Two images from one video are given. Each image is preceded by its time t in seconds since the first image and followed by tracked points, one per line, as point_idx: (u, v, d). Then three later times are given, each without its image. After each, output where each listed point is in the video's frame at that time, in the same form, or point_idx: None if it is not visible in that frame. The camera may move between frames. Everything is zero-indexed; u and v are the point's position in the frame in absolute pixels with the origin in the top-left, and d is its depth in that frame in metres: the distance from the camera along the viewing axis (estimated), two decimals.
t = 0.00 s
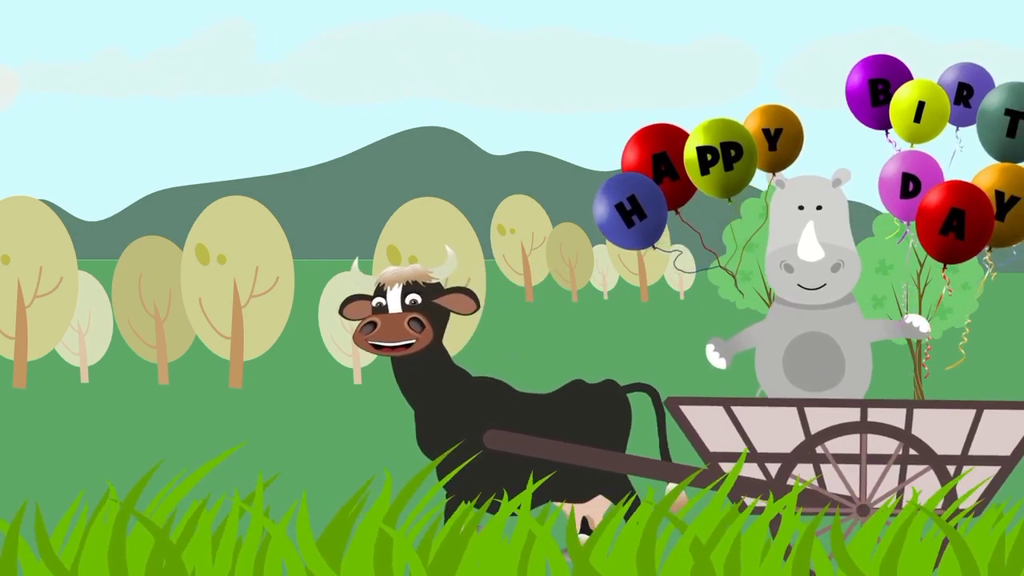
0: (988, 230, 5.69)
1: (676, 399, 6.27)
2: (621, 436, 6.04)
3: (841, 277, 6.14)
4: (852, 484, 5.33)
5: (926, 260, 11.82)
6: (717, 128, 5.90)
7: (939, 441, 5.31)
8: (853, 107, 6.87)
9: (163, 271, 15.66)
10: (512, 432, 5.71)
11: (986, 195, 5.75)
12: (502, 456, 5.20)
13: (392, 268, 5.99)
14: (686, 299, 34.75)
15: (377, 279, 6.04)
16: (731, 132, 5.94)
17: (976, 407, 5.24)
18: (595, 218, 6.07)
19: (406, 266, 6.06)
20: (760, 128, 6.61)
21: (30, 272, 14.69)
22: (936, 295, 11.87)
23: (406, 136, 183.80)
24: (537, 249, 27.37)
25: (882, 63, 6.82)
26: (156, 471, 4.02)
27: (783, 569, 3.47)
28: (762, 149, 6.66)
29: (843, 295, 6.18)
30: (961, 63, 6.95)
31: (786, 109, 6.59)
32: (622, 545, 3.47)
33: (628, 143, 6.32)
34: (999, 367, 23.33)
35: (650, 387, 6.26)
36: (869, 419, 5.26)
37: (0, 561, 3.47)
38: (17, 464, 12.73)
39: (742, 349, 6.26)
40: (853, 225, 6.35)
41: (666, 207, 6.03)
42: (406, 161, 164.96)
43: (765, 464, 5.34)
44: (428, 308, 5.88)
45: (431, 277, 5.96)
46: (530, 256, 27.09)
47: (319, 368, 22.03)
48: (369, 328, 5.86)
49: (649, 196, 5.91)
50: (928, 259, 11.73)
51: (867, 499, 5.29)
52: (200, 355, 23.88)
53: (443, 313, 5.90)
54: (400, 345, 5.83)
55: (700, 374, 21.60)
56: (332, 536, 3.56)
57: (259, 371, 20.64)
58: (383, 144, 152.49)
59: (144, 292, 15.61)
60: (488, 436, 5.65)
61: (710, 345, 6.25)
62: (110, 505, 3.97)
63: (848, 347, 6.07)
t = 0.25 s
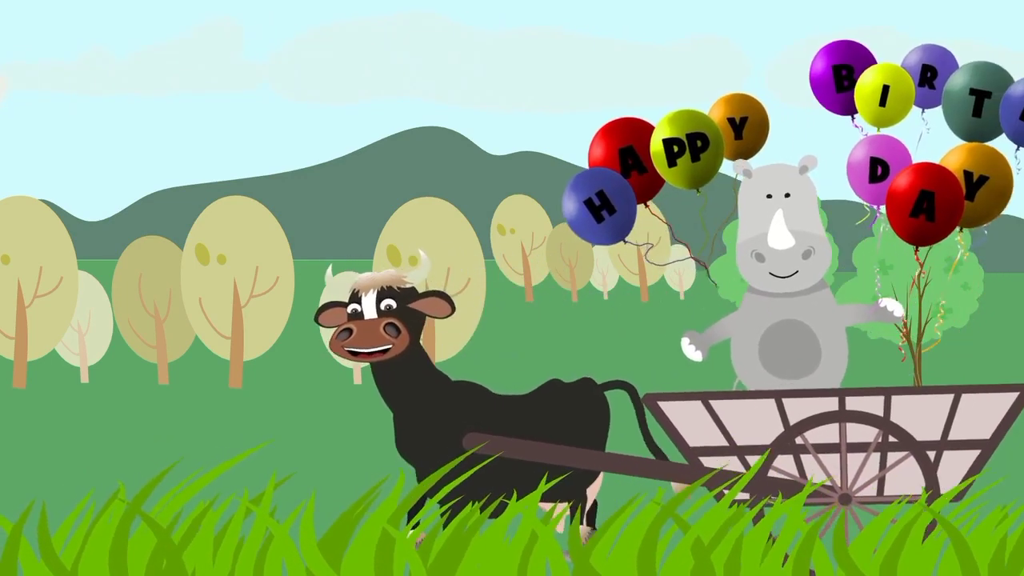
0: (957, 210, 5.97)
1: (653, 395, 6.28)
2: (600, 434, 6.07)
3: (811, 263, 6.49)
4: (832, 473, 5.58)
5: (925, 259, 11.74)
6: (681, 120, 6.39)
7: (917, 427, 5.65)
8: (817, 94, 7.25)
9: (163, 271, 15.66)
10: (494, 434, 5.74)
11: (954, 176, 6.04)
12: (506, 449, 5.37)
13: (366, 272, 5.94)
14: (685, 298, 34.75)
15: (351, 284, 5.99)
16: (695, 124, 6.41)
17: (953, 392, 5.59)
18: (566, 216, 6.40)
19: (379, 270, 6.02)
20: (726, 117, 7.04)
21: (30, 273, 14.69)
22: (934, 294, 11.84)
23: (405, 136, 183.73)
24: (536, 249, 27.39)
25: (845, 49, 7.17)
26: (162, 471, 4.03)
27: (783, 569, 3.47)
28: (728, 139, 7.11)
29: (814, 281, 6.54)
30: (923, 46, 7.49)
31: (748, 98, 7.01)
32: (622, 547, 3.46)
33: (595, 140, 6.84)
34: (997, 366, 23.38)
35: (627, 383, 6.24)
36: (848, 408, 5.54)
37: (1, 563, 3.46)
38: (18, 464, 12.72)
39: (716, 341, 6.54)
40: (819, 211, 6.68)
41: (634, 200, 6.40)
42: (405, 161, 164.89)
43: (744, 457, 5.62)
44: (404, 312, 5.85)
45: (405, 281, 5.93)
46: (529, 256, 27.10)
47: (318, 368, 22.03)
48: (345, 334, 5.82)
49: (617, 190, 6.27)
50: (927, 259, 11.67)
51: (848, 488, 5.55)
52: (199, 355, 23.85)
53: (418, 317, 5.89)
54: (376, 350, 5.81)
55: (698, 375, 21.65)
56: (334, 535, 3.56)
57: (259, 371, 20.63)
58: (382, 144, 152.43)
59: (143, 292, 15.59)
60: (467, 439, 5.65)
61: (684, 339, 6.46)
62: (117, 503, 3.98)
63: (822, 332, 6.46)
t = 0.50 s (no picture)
0: (946, 236, 6.02)
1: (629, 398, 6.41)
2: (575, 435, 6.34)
3: (795, 278, 7.00)
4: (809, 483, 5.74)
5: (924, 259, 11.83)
6: (676, 127, 6.43)
7: (895, 439, 5.79)
8: (814, 113, 7.26)
9: (163, 270, 15.65)
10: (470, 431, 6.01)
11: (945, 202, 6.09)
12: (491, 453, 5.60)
13: (348, 267, 6.20)
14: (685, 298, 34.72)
15: (332, 279, 6.24)
16: (689, 131, 6.44)
17: (931, 405, 5.72)
18: (553, 215, 6.48)
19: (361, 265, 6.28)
20: (719, 127, 7.05)
21: (30, 273, 14.69)
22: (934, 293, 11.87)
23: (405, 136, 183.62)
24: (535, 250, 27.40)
25: (842, 69, 7.17)
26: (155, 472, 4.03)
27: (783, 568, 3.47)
28: (721, 148, 7.09)
29: (798, 296, 7.04)
30: (921, 69, 7.57)
31: (743, 109, 7.01)
32: (621, 546, 3.47)
33: (589, 141, 6.85)
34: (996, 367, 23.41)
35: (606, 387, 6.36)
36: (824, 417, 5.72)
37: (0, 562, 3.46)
38: (17, 464, 12.73)
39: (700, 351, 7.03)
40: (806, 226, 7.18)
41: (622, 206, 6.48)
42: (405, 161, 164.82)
43: (721, 462, 5.89)
44: (385, 307, 6.12)
45: (386, 276, 6.19)
46: (529, 256, 27.11)
47: (318, 368, 22.03)
48: (325, 328, 6.04)
49: (608, 194, 6.35)
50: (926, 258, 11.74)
51: (823, 497, 5.70)
52: (201, 356, 23.82)
53: (399, 312, 6.16)
54: (356, 345, 6.05)
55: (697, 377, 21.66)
56: (331, 537, 3.56)
57: (258, 371, 20.61)
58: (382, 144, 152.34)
59: (144, 291, 15.60)
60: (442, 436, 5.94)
61: (665, 348, 6.86)
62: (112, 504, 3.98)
63: (800, 345, 6.94)
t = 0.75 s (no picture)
0: (915, 214, 5.84)
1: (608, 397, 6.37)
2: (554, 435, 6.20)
3: (766, 264, 6.50)
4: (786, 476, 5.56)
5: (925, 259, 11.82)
6: (639, 117, 6.14)
7: (873, 432, 5.54)
8: (776, 98, 7.08)
9: (163, 270, 15.65)
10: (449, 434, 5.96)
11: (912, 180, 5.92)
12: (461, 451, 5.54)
13: (322, 273, 6.23)
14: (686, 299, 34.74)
15: (306, 285, 6.28)
16: (651, 121, 6.15)
17: (909, 397, 5.47)
18: (521, 211, 6.23)
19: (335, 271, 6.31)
20: (682, 115, 6.70)
21: (30, 273, 14.68)
22: (934, 293, 11.88)
23: (405, 136, 183.70)
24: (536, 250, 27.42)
25: (803, 52, 7.01)
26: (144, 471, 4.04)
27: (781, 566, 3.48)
28: (685, 137, 6.74)
29: (768, 282, 6.53)
30: (884, 49, 7.42)
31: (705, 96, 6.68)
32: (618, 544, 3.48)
33: (553, 136, 6.63)
34: (996, 366, 23.36)
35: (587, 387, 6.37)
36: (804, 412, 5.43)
37: None
38: (16, 464, 12.72)
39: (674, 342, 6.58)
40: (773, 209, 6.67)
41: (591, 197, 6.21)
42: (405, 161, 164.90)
43: (700, 459, 5.57)
44: (358, 313, 6.15)
45: (360, 282, 6.23)
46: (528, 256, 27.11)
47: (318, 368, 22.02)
48: (300, 334, 6.09)
49: (575, 188, 6.08)
50: (927, 259, 11.74)
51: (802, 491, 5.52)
52: (202, 356, 23.84)
53: (373, 318, 6.19)
54: (330, 350, 6.07)
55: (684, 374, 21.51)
56: (327, 536, 3.58)
57: (259, 371, 20.62)
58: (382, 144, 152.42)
59: (144, 291, 15.60)
60: (420, 440, 5.91)
61: (639, 341, 6.49)
62: (98, 506, 3.98)
63: (777, 334, 6.46)
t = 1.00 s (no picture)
0: (902, 237, 5.74)
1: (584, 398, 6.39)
2: (529, 433, 6.18)
3: (750, 276, 6.34)
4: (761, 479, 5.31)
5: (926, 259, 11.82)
6: (630, 121, 6.12)
7: (848, 434, 5.31)
8: (771, 113, 6.97)
9: (163, 271, 15.64)
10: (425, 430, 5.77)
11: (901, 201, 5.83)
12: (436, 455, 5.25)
13: (300, 269, 6.00)
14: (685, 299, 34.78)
15: (284, 280, 6.02)
16: (643, 125, 6.14)
17: (885, 400, 5.21)
18: (508, 211, 6.16)
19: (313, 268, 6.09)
20: (674, 122, 6.68)
21: (30, 273, 14.68)
22: (935, 293, 11.89)
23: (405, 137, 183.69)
24: (536, 249, 27.42)
25: (799, 68, 6.91)
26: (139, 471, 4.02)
27: (778, 566, 3.48)
28: (675, 143, 6.73)
29: (752, 293, 6.38)
30: (879, 69, 7.40)
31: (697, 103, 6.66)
32: (616, 544, 3.47)
33: (544, 136, 6.59)
34: (996, 366, 23.38)
35: (560, 387, 6.34)
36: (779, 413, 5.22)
37: None
38: (16, 464, 12.71)
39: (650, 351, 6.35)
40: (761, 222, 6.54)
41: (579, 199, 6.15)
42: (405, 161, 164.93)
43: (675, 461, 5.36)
44: (338, 308, 5.90)
45: (340, 278, 5.99)
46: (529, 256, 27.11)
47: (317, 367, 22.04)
48: (279, 329, 5.83)
49: (562, 189, 6.01)
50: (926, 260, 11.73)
51: (778, 494, 5.27)
52: (201, 356, 23.84)
53: (353, 313, 5.94)
54: (309, 345, 5.83)
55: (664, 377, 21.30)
56: (324, 536, 3.58)
57: (259, 371, 20.61)
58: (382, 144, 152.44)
59: (144, 292, 15.60)
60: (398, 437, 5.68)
61: (618, 347, 6.29)
62: (93, 505, 3.96)
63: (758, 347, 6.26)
